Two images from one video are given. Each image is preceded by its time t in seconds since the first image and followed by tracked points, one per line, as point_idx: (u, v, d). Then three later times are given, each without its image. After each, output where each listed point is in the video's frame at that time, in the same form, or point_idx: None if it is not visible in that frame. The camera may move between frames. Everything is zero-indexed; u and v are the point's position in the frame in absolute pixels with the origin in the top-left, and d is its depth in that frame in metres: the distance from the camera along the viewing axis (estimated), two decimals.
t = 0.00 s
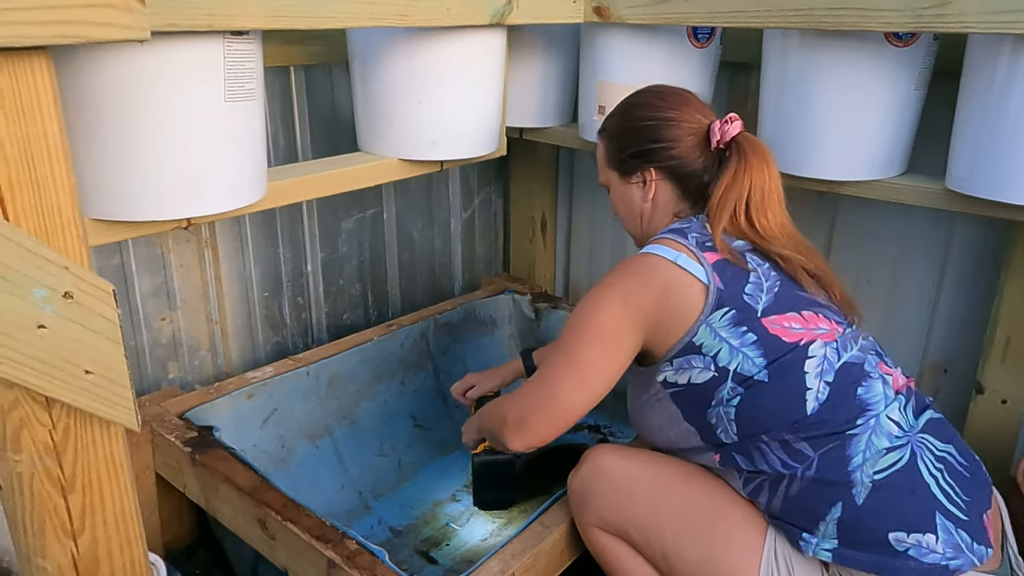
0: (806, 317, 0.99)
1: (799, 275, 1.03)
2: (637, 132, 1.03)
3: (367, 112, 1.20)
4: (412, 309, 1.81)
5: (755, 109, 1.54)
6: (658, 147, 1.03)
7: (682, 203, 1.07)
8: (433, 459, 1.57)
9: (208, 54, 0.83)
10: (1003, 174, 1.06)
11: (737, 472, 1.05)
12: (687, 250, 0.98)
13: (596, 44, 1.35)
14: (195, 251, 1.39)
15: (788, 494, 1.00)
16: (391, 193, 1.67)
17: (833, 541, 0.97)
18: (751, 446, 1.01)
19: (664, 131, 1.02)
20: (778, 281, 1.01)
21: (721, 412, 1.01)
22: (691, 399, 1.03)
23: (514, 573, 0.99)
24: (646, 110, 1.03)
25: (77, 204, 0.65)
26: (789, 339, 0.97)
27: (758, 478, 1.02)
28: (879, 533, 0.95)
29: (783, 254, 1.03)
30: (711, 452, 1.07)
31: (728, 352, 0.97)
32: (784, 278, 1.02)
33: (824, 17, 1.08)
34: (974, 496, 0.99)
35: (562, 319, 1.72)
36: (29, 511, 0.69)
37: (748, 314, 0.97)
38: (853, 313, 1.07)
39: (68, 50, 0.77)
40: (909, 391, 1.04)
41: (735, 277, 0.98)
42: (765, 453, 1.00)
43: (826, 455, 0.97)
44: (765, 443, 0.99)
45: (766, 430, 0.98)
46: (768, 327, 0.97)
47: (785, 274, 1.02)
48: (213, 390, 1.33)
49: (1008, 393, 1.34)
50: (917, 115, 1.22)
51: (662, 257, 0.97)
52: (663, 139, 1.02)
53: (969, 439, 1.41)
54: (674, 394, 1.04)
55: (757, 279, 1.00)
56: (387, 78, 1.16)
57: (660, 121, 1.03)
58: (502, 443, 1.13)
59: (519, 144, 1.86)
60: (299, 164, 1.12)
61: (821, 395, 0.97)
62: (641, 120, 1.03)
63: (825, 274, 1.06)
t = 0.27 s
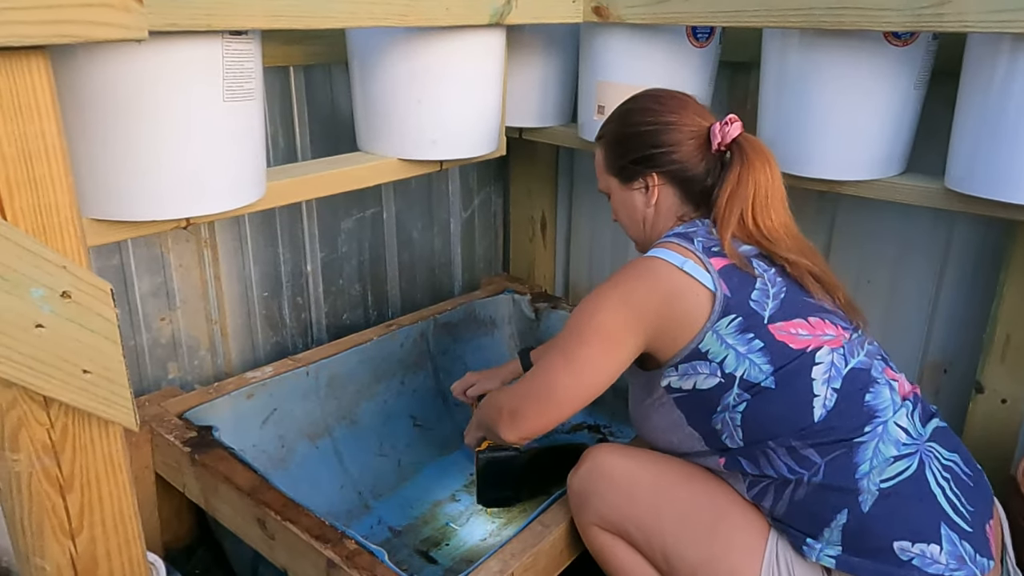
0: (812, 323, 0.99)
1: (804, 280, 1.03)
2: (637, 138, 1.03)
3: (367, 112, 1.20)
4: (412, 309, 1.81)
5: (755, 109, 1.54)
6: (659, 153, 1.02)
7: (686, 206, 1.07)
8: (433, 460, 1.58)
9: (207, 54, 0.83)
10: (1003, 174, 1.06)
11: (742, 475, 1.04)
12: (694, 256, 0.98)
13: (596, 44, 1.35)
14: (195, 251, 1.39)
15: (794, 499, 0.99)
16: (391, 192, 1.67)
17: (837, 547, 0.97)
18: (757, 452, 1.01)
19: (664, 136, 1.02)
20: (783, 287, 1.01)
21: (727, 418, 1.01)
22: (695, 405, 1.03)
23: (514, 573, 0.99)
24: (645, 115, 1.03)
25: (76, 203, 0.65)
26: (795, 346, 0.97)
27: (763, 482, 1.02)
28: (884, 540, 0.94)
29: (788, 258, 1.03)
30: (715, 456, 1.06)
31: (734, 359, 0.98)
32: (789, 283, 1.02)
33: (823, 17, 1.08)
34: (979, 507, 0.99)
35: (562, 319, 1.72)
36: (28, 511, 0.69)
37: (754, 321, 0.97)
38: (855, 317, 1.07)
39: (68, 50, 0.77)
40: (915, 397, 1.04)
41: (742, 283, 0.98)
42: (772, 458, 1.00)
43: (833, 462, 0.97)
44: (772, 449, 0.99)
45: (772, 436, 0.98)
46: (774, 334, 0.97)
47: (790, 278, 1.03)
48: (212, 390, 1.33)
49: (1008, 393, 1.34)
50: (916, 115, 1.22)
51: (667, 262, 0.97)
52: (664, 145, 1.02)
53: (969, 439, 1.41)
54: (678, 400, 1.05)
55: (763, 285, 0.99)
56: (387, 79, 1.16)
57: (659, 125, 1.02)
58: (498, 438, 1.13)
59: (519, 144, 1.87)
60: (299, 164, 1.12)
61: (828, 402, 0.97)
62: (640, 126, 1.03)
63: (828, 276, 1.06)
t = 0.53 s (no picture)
0: (820, 325, 0.99)
1: (814, 283, 1.02)
2: (643, 139, 1.03)
3: (367, 112, 1.20)
4: (412, 308, 1.81)
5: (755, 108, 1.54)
6: (665, 154, 1.02)
7: (694, 206, 1.07)
8: (433, 460, 1.58)
9: (207, 54, 0.83)
10: (1003, 172, 1.05)
11: (747, 477, 1.04)
12: (701, 256, 0.98)
13: (596, 42, 1.34)
14: (195, 251, 1.39)
15: (799, 502, 0.99)
16: (391, 192, 1.67)
17: (841, 552, 0.97)
18: (764, 454, 1.01)
19: (671, 137, 1.02)
20: (790, 289, 1.01)
21: (732, 420, 1.01)
22: (701, 405, 1.03)
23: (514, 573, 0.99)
24: (651, 116, 1.03)
25: (75, 203, 0.65)
26: (803, 348, 0.97)
27: (769, 483, 1.02)
28: (889, 547, 0.94)
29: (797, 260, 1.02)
30: (720, 457, 1.06)
31: (741, 360, 0.97)
32: (797, 285, 1.02)
33: (823, 15, 1.07)
34: (984, 514, 0.99)
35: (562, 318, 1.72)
36: (27, 510, 0.69)
37: (762, 323, 0.97)
38: (864, 319, 1.07)
39: (67, 50, 0.77)
40: (924, 402, 1.04)
41: (749, 283, 0.98)
42: (778, 462, 1.00)
43: (840, 467, 0.97)
44: (778, 453, 0.99)
45: (779, 440, 0.98)
46: (782, 335, 0.97)
47: (797, 279, 1.02)
48: (213, 389, 1.33)
49: (1009, 393, 1.34)
50: (916, 114, 1.22)
51: (675, 261, 0.97)
52: (671, 146, 1.02)
53: (970, 438, 1.41)
54: (683, 400, 1.04)
55: (771, 286, 0.99)
56: (387, 78, 1.15)
57: (665, 126, 1.02)
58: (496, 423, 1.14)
59: (519, 144, 1.86)
60: (298, 164, 1.12)
61: (835, 406, 0.96)
62: (646, 127, 1.03)
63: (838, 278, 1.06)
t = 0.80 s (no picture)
0: (815, 325, 1.00)
1: (809, 284, 1.03)
2: (640, 144, 1.03)
3: (366, 116, 1.20)
4: (412, 311, 1.81)
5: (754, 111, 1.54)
6: (662, 158, 1.03)
7: (689, 211, 1.07)
8: (433, 462, 1.57)
9: (206, 59, 0.83)
10: (1001, 175, 1.06)
11: (744, 480, 1.04)
12: (697, 258, 0.98)
13: (594, 46, 1.35)
14: (194, 255, 1.39)
15: (797, 503, 0.99)
16: (390, 195, 1.67)
17: (839, 553, 0.96)
18: (761, 456, 1.01)
19: (668, 142, 1.02)
20: (785, 290, 1.01)
21: (729, 421, 1.01)
22: (697, 406, 1.03)
23: None
24: (648, 121, 1.03)
25: (73, 210, 0.65)
26: (799, 348, 0.98)
27: (767, 485, 1.02)
28: (887, 547, 0.94)
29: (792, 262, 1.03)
30: (717, 459, 1.06)
31: (738, 361, 0.98)
32: (792, 286, 1.02)
33: (821, 19, 1.08)
34: (984, 513, 0.99)
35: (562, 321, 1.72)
36: (26, 517, 0.69)
37: (757, 323, 0.97)
38: (859, 320, 1.07)
39: (66, 57, 0.78)
40: (920, 401, 1.04)
41: (744, 285, 0.98)
42: (776, 463, 1.00)
43: (837, 467, 0.97)
44: (775, 453, 1.00)
45: (777, 440, 0.99)
46: (778, 336, 0.97)
47: (791, 280, 1.03)
48: (212, 394, 1.33)
49: (1009, 394, 1.34)
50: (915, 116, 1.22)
51: (671, 263, 0.97)
52: (668, 151, 1.02)
53: (969, 440, 1.41)
54: (680, 401, 1.04)
55: (766, 287, 1.00)
56: (386, 82, 1.16)
57: (663, 131, 1.02)
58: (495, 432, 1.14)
59: (519, 146, 1.86)
60: (297, 169, 1.12)
61: (832, 405, 0.97)
62: (644, 131, 1.03)
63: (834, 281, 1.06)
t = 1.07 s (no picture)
0: (791, 325, 1.00)
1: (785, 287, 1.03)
2: (618, 168, 1.03)
3: (366, 122, 1.20)
4: (411, 316, 1.81)
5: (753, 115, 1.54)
6: (638, 183, 1.03)
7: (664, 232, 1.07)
8: (432, 466, 1.57)
9: (206, 67, 0.84)
10: (1000, 180, 1.06)
11: (736, 480, 1.05)
12: (667, 272, 0.99)
13: (593, 51, 1.35)
14: (194, 260, 1.40)
15: (787, 500, 1.00)
16: (390, 200, 1.67)
17: (831, 546, 0.97)
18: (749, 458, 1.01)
19: (645, 167, 1.02)
20: (760, 293, 1.01)
21: (713, 426, 1.02)
22: (683, 415, 1.04)
23: None
24: (626, 147, 1.03)
25: (74, 218, 0.66)
26: (776, 349, 0.98)
27: (756, 484, 1.03)
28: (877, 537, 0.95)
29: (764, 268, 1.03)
30: (709, 463, 1.07)
31: (716, 367, 0.98)
32: (767, 290, 1.02)
33: (818, 25, 1.08)
34: (978, 500, 0.99)
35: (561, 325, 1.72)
36: (27, 525, 0.69)
37: (732, 328, 0.98)
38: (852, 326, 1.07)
39: (67, 66, 0.78)
40: (906, 391, 1.04)
41: (717, 293, 0.99)
42: (763, 462, 1.00)
43: (822, 462, 0.97)
44: (761, 454, 1.00)
45: (760, 441, 0.99)
46: (754, 339, 0.98)
47: (764, 284, 1.02)
48: (212, 399, 1.33)
49: (1008, 398, 1.34)
50: (913, 121, 1.22)
51: (643, 281, 0.98)
52: (644, 176, 1.02)
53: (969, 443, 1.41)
54: (667, 413, 1.05)
55: (738, 292, 1.00)
56: (385, 88, 1.16)
57: (640, 157, 1.02)
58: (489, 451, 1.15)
59: (519, 150, 1.87)
60: (296, 174, 1.12)
61: (812, 402, 0.97)
62: (621, 156, 1.03)
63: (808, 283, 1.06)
